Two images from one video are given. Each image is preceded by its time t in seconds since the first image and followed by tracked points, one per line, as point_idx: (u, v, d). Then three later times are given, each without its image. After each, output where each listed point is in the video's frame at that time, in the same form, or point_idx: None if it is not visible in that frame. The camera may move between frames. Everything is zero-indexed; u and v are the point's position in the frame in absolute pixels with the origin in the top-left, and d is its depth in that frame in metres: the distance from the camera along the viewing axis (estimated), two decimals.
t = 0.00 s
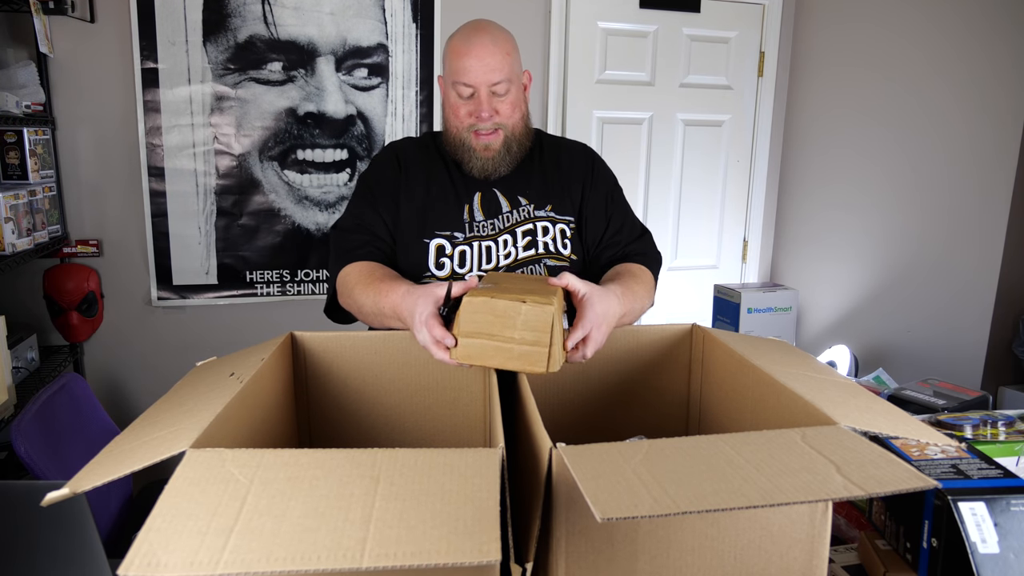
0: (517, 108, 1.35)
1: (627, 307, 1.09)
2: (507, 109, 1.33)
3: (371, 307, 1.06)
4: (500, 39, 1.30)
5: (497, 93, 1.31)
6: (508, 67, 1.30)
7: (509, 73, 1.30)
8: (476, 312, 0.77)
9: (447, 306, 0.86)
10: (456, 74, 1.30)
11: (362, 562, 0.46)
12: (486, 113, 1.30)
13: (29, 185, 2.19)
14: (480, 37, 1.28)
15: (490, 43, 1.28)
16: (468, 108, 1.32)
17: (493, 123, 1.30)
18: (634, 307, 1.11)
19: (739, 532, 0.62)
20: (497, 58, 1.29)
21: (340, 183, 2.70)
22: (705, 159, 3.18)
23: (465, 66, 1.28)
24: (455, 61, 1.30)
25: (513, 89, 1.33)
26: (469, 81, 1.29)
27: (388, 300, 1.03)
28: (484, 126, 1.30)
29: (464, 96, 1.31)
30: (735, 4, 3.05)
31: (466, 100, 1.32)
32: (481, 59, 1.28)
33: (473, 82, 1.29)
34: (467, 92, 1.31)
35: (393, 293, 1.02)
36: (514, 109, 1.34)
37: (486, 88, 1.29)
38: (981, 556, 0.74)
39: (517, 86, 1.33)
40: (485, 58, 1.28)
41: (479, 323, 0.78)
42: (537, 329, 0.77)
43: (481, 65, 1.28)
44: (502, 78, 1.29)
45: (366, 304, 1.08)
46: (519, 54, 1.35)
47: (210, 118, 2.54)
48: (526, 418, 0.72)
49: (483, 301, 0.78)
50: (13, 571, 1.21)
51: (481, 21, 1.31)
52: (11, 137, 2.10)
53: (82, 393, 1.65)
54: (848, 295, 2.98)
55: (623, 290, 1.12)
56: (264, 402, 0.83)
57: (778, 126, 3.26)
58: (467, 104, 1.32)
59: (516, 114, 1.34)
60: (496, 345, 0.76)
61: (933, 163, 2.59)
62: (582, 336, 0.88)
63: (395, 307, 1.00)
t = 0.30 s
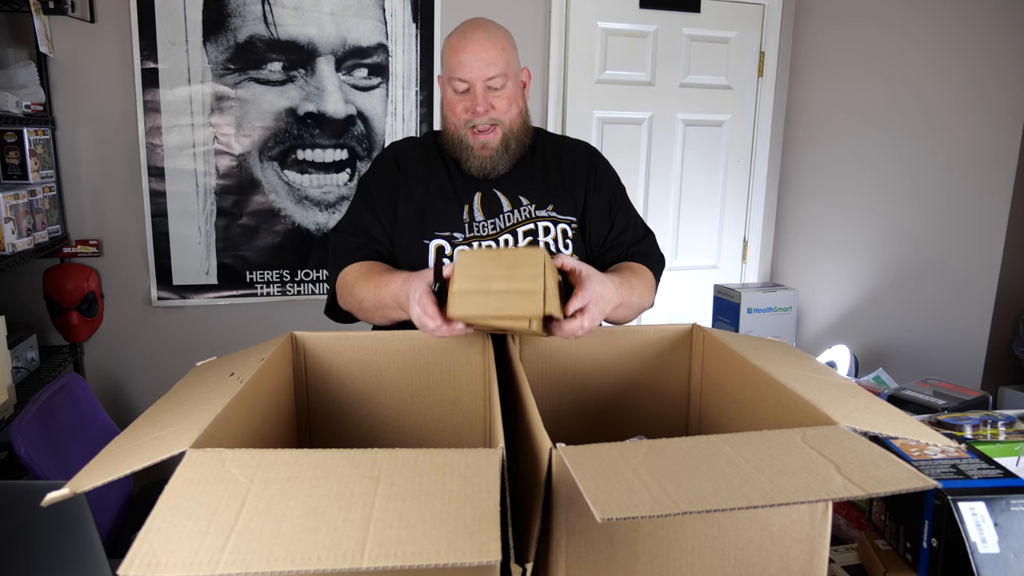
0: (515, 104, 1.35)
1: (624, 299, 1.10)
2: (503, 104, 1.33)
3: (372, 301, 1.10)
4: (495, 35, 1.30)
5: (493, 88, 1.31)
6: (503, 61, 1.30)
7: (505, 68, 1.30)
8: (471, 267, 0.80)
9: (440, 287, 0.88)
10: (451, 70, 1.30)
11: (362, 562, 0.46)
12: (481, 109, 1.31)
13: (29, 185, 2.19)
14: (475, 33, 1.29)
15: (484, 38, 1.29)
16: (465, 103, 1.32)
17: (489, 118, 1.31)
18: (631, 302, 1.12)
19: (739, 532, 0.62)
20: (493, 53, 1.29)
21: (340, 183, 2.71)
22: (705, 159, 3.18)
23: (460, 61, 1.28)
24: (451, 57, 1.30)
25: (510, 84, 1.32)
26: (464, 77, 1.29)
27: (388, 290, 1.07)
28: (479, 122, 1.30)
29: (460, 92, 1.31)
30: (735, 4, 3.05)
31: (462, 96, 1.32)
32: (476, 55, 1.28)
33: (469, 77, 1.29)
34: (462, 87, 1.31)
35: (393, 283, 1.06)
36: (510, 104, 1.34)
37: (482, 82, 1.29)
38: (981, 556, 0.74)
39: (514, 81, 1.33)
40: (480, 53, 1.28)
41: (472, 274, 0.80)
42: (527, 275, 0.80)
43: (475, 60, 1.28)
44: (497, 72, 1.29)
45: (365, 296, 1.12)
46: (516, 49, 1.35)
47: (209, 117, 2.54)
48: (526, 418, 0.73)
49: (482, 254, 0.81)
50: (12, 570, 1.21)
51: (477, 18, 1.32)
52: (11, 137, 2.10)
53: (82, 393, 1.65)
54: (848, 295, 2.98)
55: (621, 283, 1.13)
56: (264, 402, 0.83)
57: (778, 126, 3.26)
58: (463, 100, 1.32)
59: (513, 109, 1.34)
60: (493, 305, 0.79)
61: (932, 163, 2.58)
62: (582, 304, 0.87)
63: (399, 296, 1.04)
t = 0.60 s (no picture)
0: (511, 97, 1.32)
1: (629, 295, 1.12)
2: (498, 96, 1.30)
3: (378, 287, 1.14)
4: (487, 28, 1.28)
5: (487, 80, 1.28)
6: (497, 53, 1.28)
7: (498, 59, 1.27)
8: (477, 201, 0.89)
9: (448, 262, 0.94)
10: (445, 64, 1.28)
11: (362, 562, 0.46)
12: (476, 100, 1.28)
13: (29, 185, 2.19)
14: (467, 27, 1.27)
15: (477, 31, 1.27)
16: (460, 98, 1.30)
17: (484, 111, 1.28)
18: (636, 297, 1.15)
19: (739, 532, 0.62)
20: (485, 45, 1.27)
21: (340, 183, 2.71)
22: (705, 159, 3.18)
23: (454, 54, 1.26)
24: (444, 51, 1.28)
25: (505, 76, 1.30)
26: (458, 70, 1.27)
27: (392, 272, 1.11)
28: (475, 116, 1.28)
29: (454, 85, 1.29)
30: (735, 4, 3.05)
31: (457, 89, 1.30)
32: (468, 48, 1.26)
33: (462, 69, 1.27)
34: (457, 80, 1.28)
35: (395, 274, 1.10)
36: (506, 97, 1.31)
37: (476, 74, 1.27)
38: (981, 556, 0.74)
39: (509, 73, 1.30)
40: (472, 45, 1.26)
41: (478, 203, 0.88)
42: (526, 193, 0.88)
43: (468, 53, 1.26)
44: (491, 63, 1.27)
45: (369, 288, 1.15)
46: (511, 41, 1.32)
47: (209, 117, 2.54)
48: (526, 418, 0.73)
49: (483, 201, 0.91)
50: (12, 570, 1.21)
51: (470, 14, 1.30)
52: (11, 137, 2.10)
53: (82, 393, 1.65)
54: (847, 295, 2.98)
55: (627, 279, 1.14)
56: (264, 402, 0.83)
57: (778, 126, 3.26)
58: (459, 93, 1.30)
59: (509, 102, 1.32)
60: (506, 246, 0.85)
61: (932, 163, 2.58)
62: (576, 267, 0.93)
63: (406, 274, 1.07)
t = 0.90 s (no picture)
0: (509, 98, 1.33)
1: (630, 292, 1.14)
2: (497, 98, 1.31)
3: (376, 291, 1.14)
4: (483, 28, 1.28)
5: (486, 81, 1.28)
6: (495, 54, 1.28)
7: (496, 60, 1.28)
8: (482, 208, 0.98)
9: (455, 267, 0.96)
10: (443, 67, 1.28)
11: (362, 562, 0.46)
12: (475, 103, 1.28)
13: (29, 185, 2.19)
14: (464, 28, 1.27)
15: (473, 32, 1.27)
16: (459, 100, 1.30)
17: (484, 112, 1.29)
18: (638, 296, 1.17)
19: (739, 532, 0.62)
20: (483, 46, 1.27)
21: (340, 183, 2.71)
22: (705, 159, 3.19)
23: (451, 57, 1.26)
24: (441, 54, 1.28)
25: (503, 77, 1.30)
26: (456, 73, 1.27)
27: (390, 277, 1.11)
28: (475, 117, 1.28)
29: (453, 88, 1.29)
30: (735, 4, 3.05)
31: (456, 92, 1.30)
32: (466, 50, 1.26)
33: (460, 72, 1.27)
34: (455, 83, 1.29)
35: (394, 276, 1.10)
36: (504, 98, 1.32)
37: (474, 77, 1.27)
38: (981, 556, 0.74)
39: (507, 74, 1.30)
40: (470, 47, 1.26)
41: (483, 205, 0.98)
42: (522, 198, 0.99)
43: (464, 55, 1.26)
44: (489, 65, 1.27)
45: (367, 291, 1.16)
46: (508, 41, 1.33)
47: (209, 117, 2.54)
48: (526, 418, 0.73)
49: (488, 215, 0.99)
50: (12, 571, 1.21)
51: (466, 13, 1.30)
52: (11, 137, 2.10)
53: (82, 393, 1.65)
54: (847, 295, 2.98)
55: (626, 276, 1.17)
56: (264, 403, 0.83)
57: (778, 126, 3.26)
58: (458, 96, 1.30)
59: (507, 103, 1.32)
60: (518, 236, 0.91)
61: (932, 163, 2.58)
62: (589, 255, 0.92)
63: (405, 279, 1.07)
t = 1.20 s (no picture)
0: (509, 103, 1.33)
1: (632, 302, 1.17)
2: (496, 105, 1.31)
3: (378, 295, 1.15)
4: (482, 32, 1.27)
5: (485, 89, 1.28)
6: (493, 60, 1.28)
7: (494, 66, 1.27)
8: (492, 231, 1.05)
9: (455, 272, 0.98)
10: (442, 74, 1.28)
11: (362, 562, 0.46)
12: (474, 111, 1.28)
13: (29, 185, 2.19)
14: (461, 35, 1.26)
15: (471, 38, 1.26)
16: (459, 107, 1.30)
17: (483, 120, 1.28)
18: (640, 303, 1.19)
19: (739, 532, 0.62)
20: (481, 53, 1.26)
21: (340, 183, 2.70)
22: (705, 159, 3.19)
23: (449, 65, 1.26)
24: (440, 61, 1.28)
25: (501, 83, 1.30)
26: (454, 80, 1.27)
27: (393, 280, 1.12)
28: (475, 124, 1.28)
29: (452, 96, 1.29)
30: (735, 4, 3.05)
31: (455, 100, 1.30)
32: (464, 57, 1.26)
33: (459, 80, 1.26)
34: (454, 90, 1.29)
35: (398, 281, 1.11)
36: (504, 104, 1.32)
37: (473, 85, 1.27)
38: (981, 556, 0.74)
39: (506, 80, 1.30)
40: (468, 55, 1.26)
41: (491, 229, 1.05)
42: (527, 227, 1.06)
43: (463, 62, 1.25)
44: (488, 72, 1.27)
45: (369, 295, 1.17)
46: (506, 45, 1.32)
47: (209, 118, 2.54)
48: (526, 418, 0.73)
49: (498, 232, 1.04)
50: (12, 570, 1.21)
51: (464, 17, 1.29)
52: (11, 137, 2.10)
53: (82, 393, 1.65)
54: (847, 295, 2.98)
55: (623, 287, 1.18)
56: (264, 403, 0.83)
57: (778, 126, 3.26)
58: (457, 103, 1.30)
59: (507, 109, 1.32)
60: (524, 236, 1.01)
61: (932, 163, 2.58)
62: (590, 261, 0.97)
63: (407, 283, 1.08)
